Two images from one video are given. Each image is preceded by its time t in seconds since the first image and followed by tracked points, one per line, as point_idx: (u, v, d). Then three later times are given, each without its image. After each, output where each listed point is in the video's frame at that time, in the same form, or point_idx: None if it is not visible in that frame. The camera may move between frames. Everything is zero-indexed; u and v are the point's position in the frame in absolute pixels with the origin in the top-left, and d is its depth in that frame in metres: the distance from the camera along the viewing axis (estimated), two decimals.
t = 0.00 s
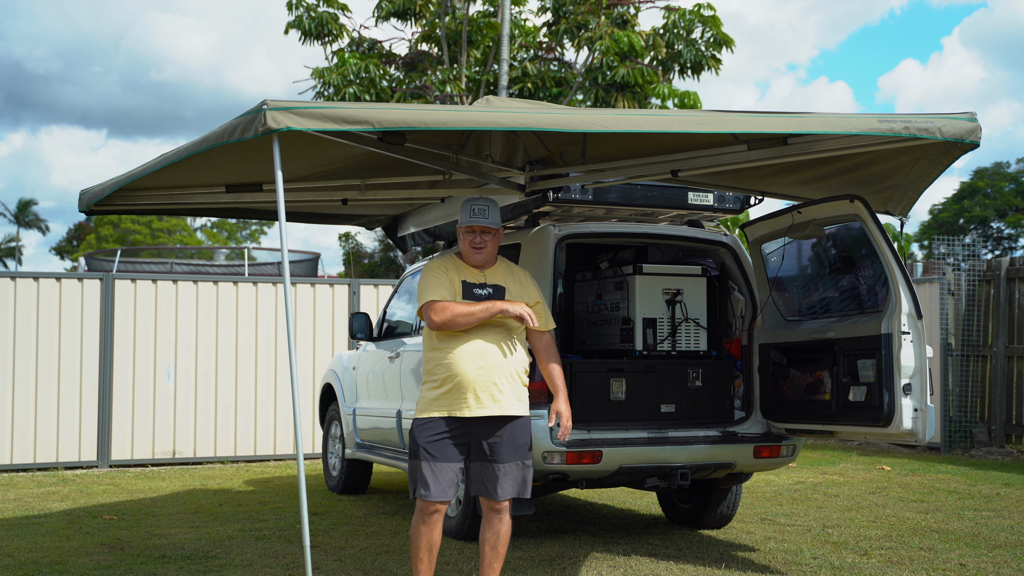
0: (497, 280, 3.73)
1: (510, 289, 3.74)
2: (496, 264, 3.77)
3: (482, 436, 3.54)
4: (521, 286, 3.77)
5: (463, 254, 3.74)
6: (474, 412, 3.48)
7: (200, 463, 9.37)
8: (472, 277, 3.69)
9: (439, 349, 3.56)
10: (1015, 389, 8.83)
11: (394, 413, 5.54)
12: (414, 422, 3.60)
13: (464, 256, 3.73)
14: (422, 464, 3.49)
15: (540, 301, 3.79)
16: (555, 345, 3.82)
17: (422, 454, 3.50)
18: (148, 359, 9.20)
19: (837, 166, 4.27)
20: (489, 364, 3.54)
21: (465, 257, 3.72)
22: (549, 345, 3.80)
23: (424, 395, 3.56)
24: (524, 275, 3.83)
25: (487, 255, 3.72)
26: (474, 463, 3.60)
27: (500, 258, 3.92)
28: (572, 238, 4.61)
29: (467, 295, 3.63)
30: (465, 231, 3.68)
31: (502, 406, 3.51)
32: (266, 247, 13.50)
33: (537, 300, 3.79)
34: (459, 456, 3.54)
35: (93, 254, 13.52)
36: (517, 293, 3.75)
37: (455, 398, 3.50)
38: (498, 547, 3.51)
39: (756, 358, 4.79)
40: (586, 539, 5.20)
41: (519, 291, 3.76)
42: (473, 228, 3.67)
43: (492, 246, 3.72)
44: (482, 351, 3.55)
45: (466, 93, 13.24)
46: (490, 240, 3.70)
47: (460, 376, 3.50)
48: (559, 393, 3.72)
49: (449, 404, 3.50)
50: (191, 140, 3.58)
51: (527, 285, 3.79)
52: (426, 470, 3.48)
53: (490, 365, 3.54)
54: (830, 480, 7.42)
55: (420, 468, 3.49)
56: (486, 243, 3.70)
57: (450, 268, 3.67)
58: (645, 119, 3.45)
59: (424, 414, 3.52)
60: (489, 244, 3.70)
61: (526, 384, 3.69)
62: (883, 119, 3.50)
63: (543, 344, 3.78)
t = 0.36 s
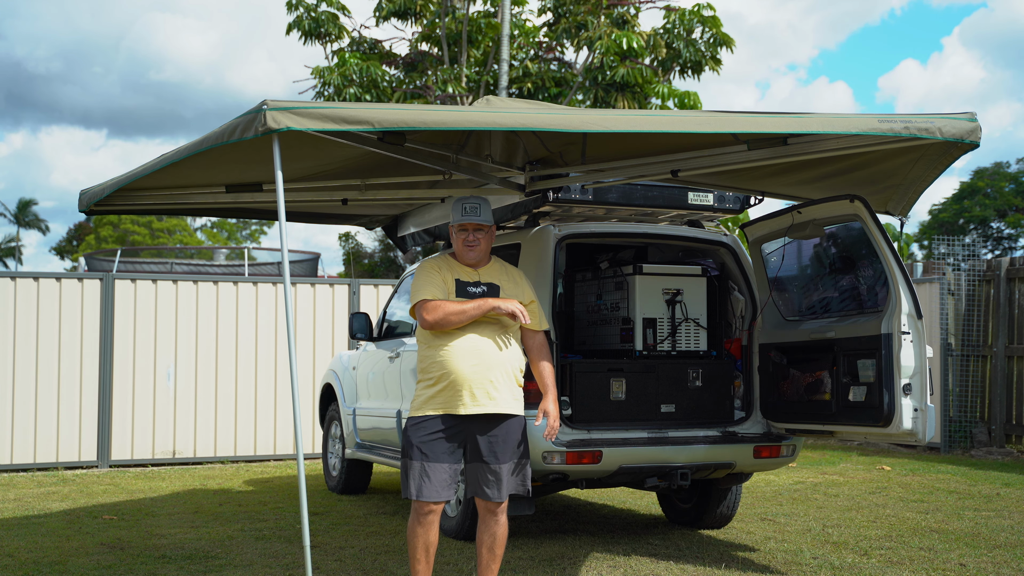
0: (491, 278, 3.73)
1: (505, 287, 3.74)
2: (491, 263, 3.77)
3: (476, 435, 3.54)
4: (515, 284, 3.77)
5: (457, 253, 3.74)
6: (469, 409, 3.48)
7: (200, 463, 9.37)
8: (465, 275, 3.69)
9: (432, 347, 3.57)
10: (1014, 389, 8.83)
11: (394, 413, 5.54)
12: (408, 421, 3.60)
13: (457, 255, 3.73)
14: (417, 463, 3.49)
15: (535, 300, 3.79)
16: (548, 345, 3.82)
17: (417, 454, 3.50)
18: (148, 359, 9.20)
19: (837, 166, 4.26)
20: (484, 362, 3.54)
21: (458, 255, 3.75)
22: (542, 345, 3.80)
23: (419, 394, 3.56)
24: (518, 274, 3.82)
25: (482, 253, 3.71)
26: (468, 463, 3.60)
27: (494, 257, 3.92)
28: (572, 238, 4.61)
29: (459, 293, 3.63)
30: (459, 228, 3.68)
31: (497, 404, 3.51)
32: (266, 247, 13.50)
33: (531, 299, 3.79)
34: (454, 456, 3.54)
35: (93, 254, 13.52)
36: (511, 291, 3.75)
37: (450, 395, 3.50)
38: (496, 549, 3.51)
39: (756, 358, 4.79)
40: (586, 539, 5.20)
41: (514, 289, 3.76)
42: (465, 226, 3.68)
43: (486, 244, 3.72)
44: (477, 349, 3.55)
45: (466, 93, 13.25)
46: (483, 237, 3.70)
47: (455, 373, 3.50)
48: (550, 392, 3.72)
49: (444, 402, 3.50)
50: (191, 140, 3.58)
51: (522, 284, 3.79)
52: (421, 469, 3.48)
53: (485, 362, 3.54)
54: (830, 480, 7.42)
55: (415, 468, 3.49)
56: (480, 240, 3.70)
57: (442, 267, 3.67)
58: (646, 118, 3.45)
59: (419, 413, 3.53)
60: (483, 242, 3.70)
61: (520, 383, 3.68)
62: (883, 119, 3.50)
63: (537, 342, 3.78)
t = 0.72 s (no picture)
0: (494, 278, 3.72)
1: (508, 286, 3.72)
2: (493, 262, 3.76)
3: (479, 436, 3.54)
4: (518, 284, 3.76)
5: (461, 253, 3.74)
6: (471, 411, 3.48)
7: (200, 463, 9.37)
8: (467, 275, 3.69)
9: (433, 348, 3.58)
10: (1015, 389, 8.83)
11: (394, 413, 5.54)
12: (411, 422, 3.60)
13: (462, 256, 3.73)
14: (419, 464, 3.49)
15: (538, 299, 3.78)
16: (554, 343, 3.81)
17: (419, 455, 3.50)
18: (148, 359, 9.20)
19: (838, 166, 4.26)
20: (485, 363, 3.53)
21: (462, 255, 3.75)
22: (548, 344, 3.79)
23: (422, 395, 3.57)
24: (522, 273, 3.81)
25: (485, 253, 3.71)
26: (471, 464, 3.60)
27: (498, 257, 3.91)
28: (572, 238, 4.61)
29: (461, 292, 3.60)
30: (463, 229, 3.68)
31: (498, 405, 3.50)
32: (266, 247, 13.50)
33: (534, 298, 3.78)
34: (456, 456, 3.54)
35: (93, 254, 13.52)
36: (514, 290, 3.73)
37: (452, 397, 3.50)
38: (497, 549, 3.50)
39: (757, 358, 4.79)
40: (586, 538, 5.20)
41: (517, 288, 3.74)
42: (469, 226, 3.67)
43: (489, 244, 3.72)
44: (478, 350, 3.54)
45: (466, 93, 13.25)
46: (487, 238, 3.70)
47: (456, 375, 3.50)
48: (556, 392, 3.69)
49: (447, 403, 3.51)
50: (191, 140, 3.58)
51: (525, 283, 3.78)
52: (423, 470, 3.48)
53: (486, 364, 3.53)
54: (830, 480, 7.42)
55: (417, 469, 3.49)
56: (484, 241, 3.70)
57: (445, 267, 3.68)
58: (646, 118, 3.45)
59: (421, 414, 3.53)
60: (486, 242, 3.70)
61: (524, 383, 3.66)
62: (883, 119, 3.50)
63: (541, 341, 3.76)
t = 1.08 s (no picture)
0: (502, 279, 3.70)
1: (515, 288, 3.70)
2: (503, 264, 3.74)
3: (484, 436, 3.53)
4: (526, 285, 3.73)
5: (470, 254, 3.73)
6: (474, 412, 3.49)
7: (200, 463, 9.37)
8: (475, 276, 3.66)
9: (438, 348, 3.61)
10: (1014, 389, 8.83)
11: (394, 413, 5.54)
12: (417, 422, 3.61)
13: (472, 257, 3.71)
14: (424, 464, 3.49)
15: (545, 302, 3.75)
16: (560, 346, 3.79)
17: (425, 454, 3.50)
18: (148, 358, 9.20)
19: (838, 166, 4.26)
20: (488, 364, 3.53)
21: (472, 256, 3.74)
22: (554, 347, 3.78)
23: (427, 394, 3.59)
24: (531, 275, 3.79)
25: (496, 255, 3.70)
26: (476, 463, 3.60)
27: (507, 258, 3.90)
28: (572, 238, 4.61)
29: (467, 294, 3.60)
30: (475, 229, 3.67)
31: (501, 406, 3.50)
32: (266, 247, 13.50)
33: (542, 300, 3.75)
34: (462, 456, 3.53)
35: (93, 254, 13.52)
36: (522, 292, 3.71)
37: (455, 396, 3.51)
38: (499, 550, 3.51)
39: (757, 358, 4.79)
40: (586, 539, 5.20)
41: (524, 290, 3.72)
42: (482, 227, 3.66)
43: (501, 247, 3.71)
44: (482, 351, 3.54)
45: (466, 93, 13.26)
46: (498, 240, 3.69)
47: (459, 375, 3.51)
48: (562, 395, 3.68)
49: (450, 403, 3.52)
50: (191, 140, 3.58)
51: (533, 285, 3.75)
52: (428, 470, 3.48)
53: (489, 365, 3.53)
54: (830, 480, 7.42)
55: (422, 469, 3.49)
56: (495, 242, 3.69)
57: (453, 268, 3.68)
58: (646, 118, 3.44)
59: (426, 414, 3.54)
60: (498, 244, 3.69)
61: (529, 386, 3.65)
62: (883, 119, 3.50)
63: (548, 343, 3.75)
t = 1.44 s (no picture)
0: (506, 280, 3.71)
1: (519, 289, 3.71)
2: (509, 266, 3.75)
3: (484, 436, 3.53)
4: (530, 287, 3.75)
5: (478, 253, 3.74)
6: (475, 410, 3.49)
7: (200, 463, 9.37)
8: (478, 276, 3.68)
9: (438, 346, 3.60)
10: (1014, 389, 8.83)
11: (394, 413, 5.54)
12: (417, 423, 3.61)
13: (479, 256, 3.73)
14: (424, 464, 3.49)
15: (548, 304, 3.77)
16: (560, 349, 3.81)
17: (425, 455, 3.50)
18: (148, 358, 9.20)
19: (838, 166, 4.26)
20: (490, 363, 3.53)
21: (478, 257, 3.76)
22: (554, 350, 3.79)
23: (427, 394, 3.59)
24: (536, 278, 3.80)
25: (504, 257, 3.72)
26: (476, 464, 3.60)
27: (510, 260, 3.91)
28: (572, 238, 4.61)
29: (471, 293, 3.60)
30: (488, 229, 3.69)
31: (502, 405, 3.50)
32: (266, 247, 13.51)
33: (544, 303, 3.77)
34: (463, 457, 3.53)
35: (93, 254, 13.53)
36: (526, 293, 3.72)
37: (457, 395, 3.51)
38: (499, 551, 3.51)
39: (757, 358, 4.79)
40: (586, 538, 5.20)
41: (528, 291, 3.73)
42: (496, 227, 3.69)
43: (510, 249, 3.72)
44: (484, 350, 3.54)
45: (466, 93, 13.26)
46: (509, 243, 3.71)
47: (461, 373, 3.51)
48: (561, 398, 3.68)
49: (451, 402, 3.52)
50: (191, 140, 3.58)
51: (538, 288, 3.77)
52: (428, 470, 3.48)
53: (491, 364, 3.53)
54: (830, 480, 7.42)
55: (422, 469, 3.49)
56: (505, 245, 3.70)
57: (457, 267, 3.69)
58: (646, 118, 3.45)
59: (427, 414, 3.54)
60: (507, 246, 3.70)
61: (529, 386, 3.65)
62: (883, 119, 3.50)
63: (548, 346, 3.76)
